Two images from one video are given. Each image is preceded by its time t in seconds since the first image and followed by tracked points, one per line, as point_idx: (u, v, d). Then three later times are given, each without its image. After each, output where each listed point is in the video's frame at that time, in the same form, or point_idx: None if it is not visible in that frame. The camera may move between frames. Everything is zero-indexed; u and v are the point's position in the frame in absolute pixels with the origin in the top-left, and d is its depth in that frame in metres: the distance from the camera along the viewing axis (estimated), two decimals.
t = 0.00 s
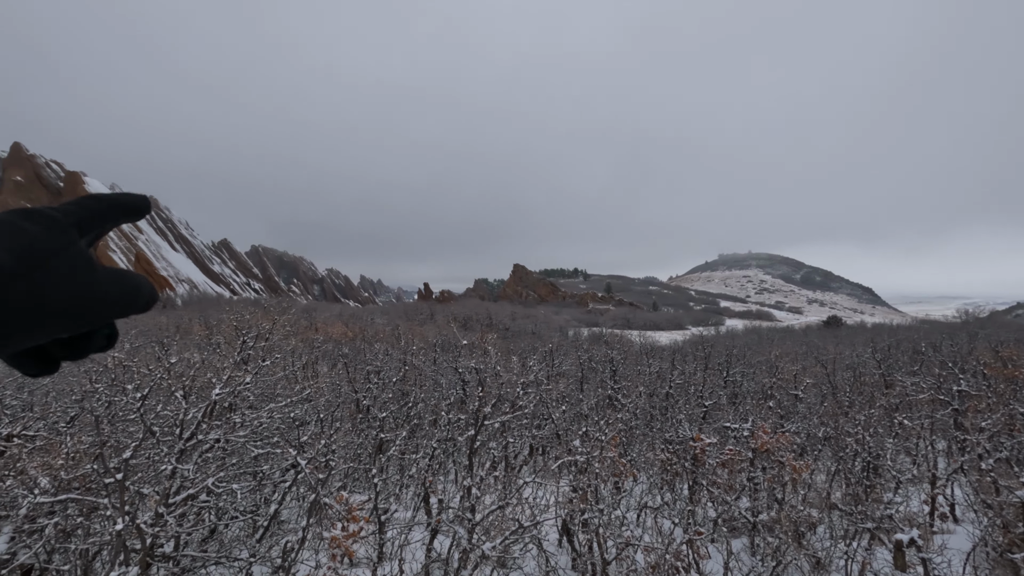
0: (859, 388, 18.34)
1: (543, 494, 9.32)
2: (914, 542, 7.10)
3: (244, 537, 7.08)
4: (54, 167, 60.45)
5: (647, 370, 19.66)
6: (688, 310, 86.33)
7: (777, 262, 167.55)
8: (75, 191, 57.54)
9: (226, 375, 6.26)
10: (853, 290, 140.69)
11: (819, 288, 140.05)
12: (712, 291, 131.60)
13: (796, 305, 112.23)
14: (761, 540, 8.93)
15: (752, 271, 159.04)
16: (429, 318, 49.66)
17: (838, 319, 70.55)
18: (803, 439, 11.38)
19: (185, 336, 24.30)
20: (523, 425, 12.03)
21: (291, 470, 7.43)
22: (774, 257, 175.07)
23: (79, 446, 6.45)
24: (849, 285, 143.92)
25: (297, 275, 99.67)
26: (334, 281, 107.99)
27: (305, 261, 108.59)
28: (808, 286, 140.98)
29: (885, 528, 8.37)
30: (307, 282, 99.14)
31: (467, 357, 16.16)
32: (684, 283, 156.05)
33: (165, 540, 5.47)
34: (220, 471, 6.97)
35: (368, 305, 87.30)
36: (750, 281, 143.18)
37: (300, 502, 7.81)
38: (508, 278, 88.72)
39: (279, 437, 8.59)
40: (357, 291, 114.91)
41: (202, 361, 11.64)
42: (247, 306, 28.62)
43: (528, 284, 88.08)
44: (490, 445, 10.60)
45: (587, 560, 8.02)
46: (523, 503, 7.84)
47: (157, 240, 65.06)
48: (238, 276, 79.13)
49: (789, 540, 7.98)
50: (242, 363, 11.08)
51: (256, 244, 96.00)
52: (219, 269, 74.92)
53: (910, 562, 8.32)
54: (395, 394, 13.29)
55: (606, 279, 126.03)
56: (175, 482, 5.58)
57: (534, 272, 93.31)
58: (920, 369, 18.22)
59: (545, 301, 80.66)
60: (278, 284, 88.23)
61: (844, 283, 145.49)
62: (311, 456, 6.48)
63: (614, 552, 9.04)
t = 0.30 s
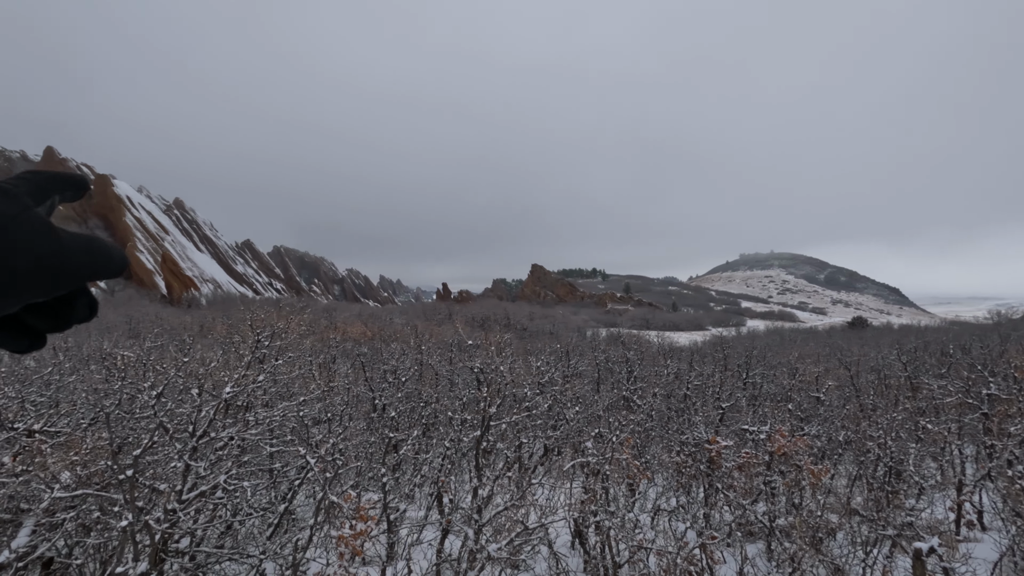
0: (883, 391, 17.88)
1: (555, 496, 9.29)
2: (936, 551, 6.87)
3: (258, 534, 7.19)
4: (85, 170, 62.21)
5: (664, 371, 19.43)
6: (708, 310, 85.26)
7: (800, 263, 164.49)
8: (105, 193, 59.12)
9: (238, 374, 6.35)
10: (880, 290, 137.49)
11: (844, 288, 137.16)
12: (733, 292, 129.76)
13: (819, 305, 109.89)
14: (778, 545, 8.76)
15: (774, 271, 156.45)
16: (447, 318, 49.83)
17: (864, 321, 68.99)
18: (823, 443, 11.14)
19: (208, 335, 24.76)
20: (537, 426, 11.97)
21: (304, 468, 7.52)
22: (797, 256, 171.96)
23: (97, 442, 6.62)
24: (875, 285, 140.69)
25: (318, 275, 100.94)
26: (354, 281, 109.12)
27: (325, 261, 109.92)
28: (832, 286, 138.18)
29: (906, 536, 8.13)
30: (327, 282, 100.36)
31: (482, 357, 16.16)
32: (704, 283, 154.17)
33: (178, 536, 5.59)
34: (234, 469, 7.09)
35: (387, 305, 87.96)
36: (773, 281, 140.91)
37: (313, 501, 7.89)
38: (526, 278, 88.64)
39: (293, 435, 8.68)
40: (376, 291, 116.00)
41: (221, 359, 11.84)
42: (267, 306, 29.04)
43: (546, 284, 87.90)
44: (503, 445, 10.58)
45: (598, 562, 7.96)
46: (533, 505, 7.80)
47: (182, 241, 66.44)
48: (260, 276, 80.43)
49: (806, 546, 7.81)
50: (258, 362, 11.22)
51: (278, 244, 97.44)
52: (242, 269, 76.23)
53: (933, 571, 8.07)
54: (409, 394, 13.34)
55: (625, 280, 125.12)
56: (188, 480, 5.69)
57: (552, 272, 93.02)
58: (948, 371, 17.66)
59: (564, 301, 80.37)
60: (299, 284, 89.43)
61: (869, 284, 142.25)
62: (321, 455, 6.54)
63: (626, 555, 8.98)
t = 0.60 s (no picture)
0: (908, 393, 17.46)
1: (570, 496, 9.26)
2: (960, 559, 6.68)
3: (274, 529, 7.28)
4: (112, 171, 63.77)
5: (682, 371, 19.25)
6: (728, 309, 84.20)
7: (822, 261, 161.51)
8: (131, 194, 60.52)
9: (253, 371, 6.42)
10: (905, 289, 134.37)
11: (868, 287, 134.36)
12: (753, 291, 127.98)
13: (842, 304, 107.71)
14: (795, 549, 8.62)
15: (796, 270, 153.90)
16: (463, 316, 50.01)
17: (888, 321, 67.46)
18: (845, 445, 10.92)
19: (229, 333, 25.18)
20: (551, 424, 11.95)
21: (318, 465, 7.60)
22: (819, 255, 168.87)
23: (120, 437, 6.80)
24: (901, 284, 137.47)
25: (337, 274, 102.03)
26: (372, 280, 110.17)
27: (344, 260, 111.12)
28: (855, 285, 135.40)
29: (930, 542, 7.91)
30: (346, 281, 101.38)
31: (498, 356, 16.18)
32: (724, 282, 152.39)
33: (196, 529, 5.70)
34: (251, 465, 7.21)
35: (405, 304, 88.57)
36: (794, 280, 138.56)
37: (328, 498, 7.97)
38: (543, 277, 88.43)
39: (309, 432, 8.78)
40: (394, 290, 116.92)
41: (240, 356, 12.06)
42: (287, 304, 29.47)
43: (563, 283, 87.71)
44: (518, 444, 10.57)
45: (612, 563, 7.89)
46: (547, 505, 7.76)
47: (205, 240, 67.71)
48: (280, 275, 81.63)
49: (826, 550, 7.66)
50: (275, 359, 11.38)
51: (298, 243, 98.72)
52: (263, 268, 77.41)
53: None
54: (424, 391, 13.42)
55: (643, 279, 124.24)
56: (206, 475, 5.80)
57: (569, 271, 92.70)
58: (976, 373, 17.18)
59: (581, 300, 80.11)
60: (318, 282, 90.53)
61: (895, 283, 139.10)
62: (336, 454, 6.60)
63: (641, 555, 8.91)
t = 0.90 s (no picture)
0: (935, 395, 17.05)
1: (587, 497, 9.19)
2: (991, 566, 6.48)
3: (293, 526, 7.37)
4: (138, 172, 65.15)
5: (700, 371, 19.05)
6: (747, 309, 83.06)
7: (845, 261, 158.50)
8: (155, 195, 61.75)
9: (273, 370, 6.49)
10: (931, 289, 131.28)
11: (892, 287, 131.54)
12: (773, 290, 126.14)
13: (865, 305, 105.60)
14: (819, 554, 8.46)
15: (817, 269, 151.22)
16: (480, 315, 50.13)
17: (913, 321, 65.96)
18: (870, 448, 10.68)
19: (249, 332, 25.53)
20: (568, 425, 11.91)
21: (337, 463, 7.67)
22: (841, 254, 165.83)
23: (143, 433, 6.92)
24: (926, 285, 134.34)
25: (355, 273, 102.99)
26: (390, 279, 111.12)
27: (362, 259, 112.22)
28: (880, 285, 132.65)
29: (959, 549, 7.70)
30: (364, 280, 102.33)
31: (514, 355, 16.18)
32: (743, 282, 150.49)
33: (216, 525, 5.78)
34: (272, 462, 7.31)
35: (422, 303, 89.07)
36: (816, 280, 136.16)
37: (346, 495, 8.03)
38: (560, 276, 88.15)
39: (327, 430, 8.86)
40: (411, 289, 117.71)
41: (260, 354, 12.21)
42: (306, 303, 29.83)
43: (580, 283, 87.37)
44: (535, 444, 10.55)
45: (630, 565, 7.83)
46: (564, 506, 7.73)
47: (227, 239, 68.86)
48: (300, 274, 82.72)
49: (851, 556, 7.47)
50: (295, 357, 11.50)
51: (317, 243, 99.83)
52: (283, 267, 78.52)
53: None
54: (441, 390, 13.46)
55: (660, 278, 123.23)
56: (227, 472, 5.88)
57: (586, 270, 92.29)
58: (1007, 375, 16.70)
59: (597, 299, 79.83)
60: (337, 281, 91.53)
61: (920, 283, 135.95)
62: (354, 452, 6.65)
63: (659, 558, 8.82)
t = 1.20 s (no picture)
0: (961, 397, 16.64)
1: (603, 497, 9.13)
2: None
3: (311, 522, 7.44)
4: (160, 173, 66.35)
5: (719, 372, 18.83)
6: (765, 309, 82.01)
7: (866, 260, 155.58)
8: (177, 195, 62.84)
9: (291, 368, 6.53)
10: (956, 289, 128.24)
11: (915, 287, 128.79)
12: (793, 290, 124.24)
13: (888, 304, 103.67)
14: (841, 559, 8.29)
15: (838, 269, 148.62)
16: (495, 315, 50.14)
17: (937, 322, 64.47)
18: (894, 451, 10.45)
19: (268, 330, 25.88)
20: (584, 425, 11.85)
21: (353, 461, 7.71)
22: (863, 253, 162.83)
23: (164, 430, 7.02)
24: (951, 285, 131.27)
25: (371, 273, 103.77)
26: (405, 278, 111.77)
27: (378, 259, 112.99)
28: (903, 285, 129.93)
29: (987, 556, 7.48)
30: (380, 279, 103.05)
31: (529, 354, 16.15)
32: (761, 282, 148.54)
33: (234, 522, 5.83)
34: (289, 459, 7.37)
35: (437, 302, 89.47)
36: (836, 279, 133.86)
37: (362, 493, 8.07)
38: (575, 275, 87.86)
39: (344, 428, 8.91)
40: (427, 288, 118.23)
41: (278, 353, 12.35)
42: (323, 302, 30.09)
43: (596, 282, 86.93)
44: (551, 444, 10.51)
45: (647, 567, 7.76)
46: (580, 506, 7.68)
47: (245, 239, 69.81)
48: (317, 273, 83.55)
49: (874, 561, 7.31)
50: (312, 355, 11.60)
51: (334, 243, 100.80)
52: (301, 266, 79.36)
53: None
54: (457, 389, 13.48)
55: (676, 278, 122.17)
56: (245, 468, 5.93)
57: (602, 270, 91.87)
58: None
59: (613, 299, 79.39)
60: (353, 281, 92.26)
61: (945, 282, 132.93)
62: (370, 450, 6.67)
63: (676, 560, 8.73)
